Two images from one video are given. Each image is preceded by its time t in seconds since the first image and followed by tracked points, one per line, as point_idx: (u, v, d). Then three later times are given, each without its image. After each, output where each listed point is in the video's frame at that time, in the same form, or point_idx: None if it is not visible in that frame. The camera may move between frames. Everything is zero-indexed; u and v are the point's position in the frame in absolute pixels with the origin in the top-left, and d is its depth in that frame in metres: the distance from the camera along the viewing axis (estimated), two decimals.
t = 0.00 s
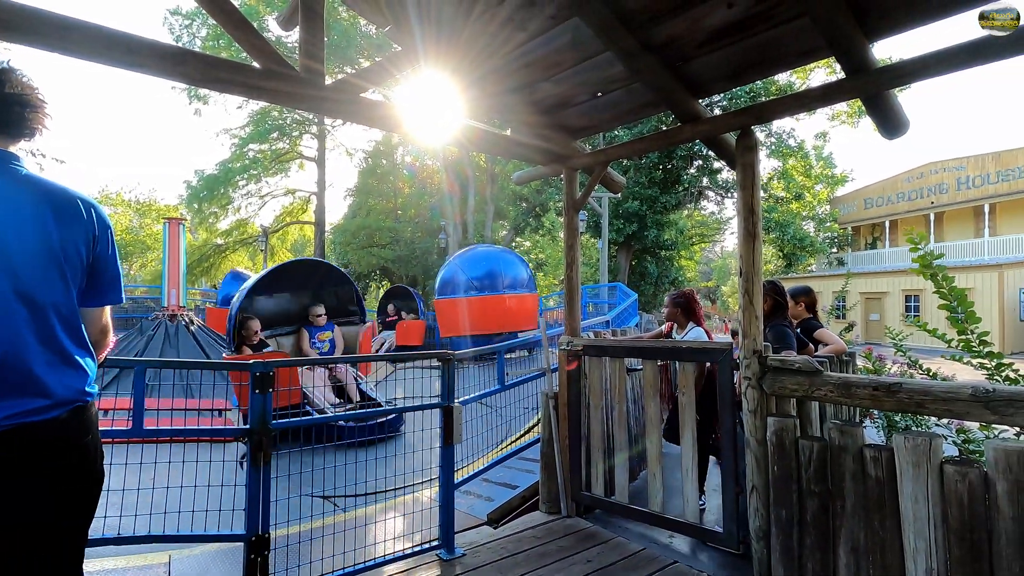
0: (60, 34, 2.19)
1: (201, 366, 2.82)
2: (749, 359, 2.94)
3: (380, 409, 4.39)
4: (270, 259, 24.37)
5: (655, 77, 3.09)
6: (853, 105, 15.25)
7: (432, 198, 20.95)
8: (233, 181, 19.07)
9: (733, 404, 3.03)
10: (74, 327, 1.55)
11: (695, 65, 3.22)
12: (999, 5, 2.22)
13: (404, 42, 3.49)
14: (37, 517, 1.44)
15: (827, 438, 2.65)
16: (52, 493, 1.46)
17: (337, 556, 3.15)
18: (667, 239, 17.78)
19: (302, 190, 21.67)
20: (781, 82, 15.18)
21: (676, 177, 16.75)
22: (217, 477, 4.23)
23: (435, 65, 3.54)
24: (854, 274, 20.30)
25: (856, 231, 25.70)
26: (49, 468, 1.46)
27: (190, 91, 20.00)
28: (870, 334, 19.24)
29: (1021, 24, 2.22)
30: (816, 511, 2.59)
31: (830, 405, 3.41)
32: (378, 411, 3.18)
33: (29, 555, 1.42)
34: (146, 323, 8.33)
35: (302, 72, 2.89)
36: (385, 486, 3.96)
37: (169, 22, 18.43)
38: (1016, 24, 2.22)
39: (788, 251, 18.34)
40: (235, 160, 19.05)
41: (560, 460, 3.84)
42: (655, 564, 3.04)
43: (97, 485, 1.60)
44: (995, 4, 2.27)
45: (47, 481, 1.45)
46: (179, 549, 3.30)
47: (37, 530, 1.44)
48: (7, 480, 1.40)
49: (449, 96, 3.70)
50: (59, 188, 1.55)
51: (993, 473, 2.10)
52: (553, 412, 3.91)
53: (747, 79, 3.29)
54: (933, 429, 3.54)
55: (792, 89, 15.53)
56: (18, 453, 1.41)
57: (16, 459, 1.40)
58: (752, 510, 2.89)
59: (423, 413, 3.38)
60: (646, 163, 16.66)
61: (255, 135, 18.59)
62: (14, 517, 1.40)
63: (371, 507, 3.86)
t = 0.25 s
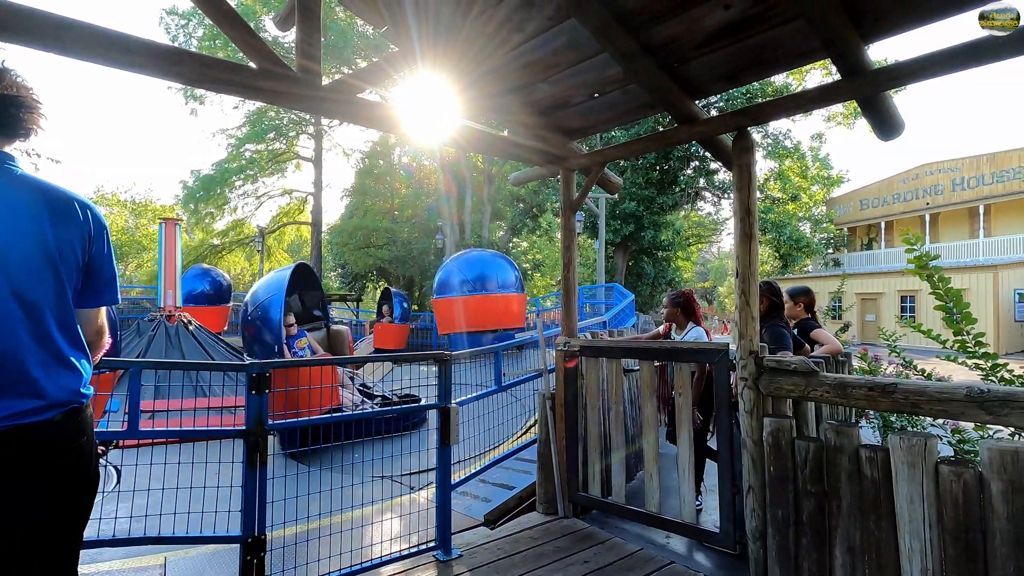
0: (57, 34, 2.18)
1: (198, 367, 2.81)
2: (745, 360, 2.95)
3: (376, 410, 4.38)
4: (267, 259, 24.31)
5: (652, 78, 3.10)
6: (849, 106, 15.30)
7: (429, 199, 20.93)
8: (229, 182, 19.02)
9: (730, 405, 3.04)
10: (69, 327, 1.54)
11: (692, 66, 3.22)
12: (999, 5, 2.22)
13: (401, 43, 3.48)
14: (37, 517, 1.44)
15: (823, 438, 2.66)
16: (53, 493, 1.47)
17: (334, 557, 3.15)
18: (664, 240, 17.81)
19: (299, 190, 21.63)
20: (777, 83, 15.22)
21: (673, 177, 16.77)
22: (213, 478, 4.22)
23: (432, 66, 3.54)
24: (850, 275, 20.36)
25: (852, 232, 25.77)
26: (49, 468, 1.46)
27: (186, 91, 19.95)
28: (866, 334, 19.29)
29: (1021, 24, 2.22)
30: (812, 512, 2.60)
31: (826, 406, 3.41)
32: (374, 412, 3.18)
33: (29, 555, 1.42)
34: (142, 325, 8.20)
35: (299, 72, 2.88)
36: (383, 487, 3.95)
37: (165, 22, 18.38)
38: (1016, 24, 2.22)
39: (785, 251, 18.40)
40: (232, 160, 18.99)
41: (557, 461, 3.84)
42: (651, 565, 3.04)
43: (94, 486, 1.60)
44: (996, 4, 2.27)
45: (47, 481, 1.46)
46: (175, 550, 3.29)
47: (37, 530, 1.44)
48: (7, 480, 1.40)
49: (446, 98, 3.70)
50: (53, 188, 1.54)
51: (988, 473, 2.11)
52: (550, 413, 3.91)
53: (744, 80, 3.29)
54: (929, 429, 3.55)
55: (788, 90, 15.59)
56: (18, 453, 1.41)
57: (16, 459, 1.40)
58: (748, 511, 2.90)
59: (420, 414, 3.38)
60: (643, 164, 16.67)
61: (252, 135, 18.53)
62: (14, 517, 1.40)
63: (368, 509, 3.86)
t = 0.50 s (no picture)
0: (55, 34, 2.18)
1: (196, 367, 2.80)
2: (744, 360, 2.95)
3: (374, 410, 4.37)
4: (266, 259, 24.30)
5: (650, 79, 3.10)
6: (848, 107, 15.33)
7: (427, 199, 20.93)
8: (228, 182, 19.00)
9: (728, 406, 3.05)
10: (67, 326, 1.54)
11: (691, 67, 3.22)
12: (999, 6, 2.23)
13: (399, 42, 3.47)
14: (37, 517, 1.44)
15: (822, 438, 2.66)
16: (53, 493, 1.46)
17: (332, 557, 3.15)
18: (662, 240, 17.83)
19: (297, 190, 21.62)
20: (776, 84, 15.25)
21: (671, 178, 16.79)
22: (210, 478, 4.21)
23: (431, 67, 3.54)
24: (848, 275, 20.40)
25: (850, 232, 25.81)
26: (49, 468, 1.45)
27: (184, 90, 19.93)
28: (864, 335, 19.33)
29: (1020, 24, 2.24)
30: (811, 512, 2.60)
31: (825, 406, 3.42)
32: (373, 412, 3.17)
33: (29, 555, 1.42)
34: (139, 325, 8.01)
35: (298, 72, 2.88)
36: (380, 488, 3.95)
37: (164, 22, 18.35)
38: (1016, 24, 2.24)
39: (783, 251, 18.44)
40: (230, 160, 18.96)
41: (556, 461, 3.84)
42: (650, 564, 3.05)
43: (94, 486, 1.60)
44: (996, 4, 2.28)
45: (47, 481, 1.45)
46: (173, 550, 3.28)
47: (37, 530, 1.44)
48: (7, 480, 1.40)
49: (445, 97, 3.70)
50: (50, 186, 1.54)
51: (986, 473, 2.11)
52: (548, 413, 3.91)
53: (743, 81, 3.30)
54: (928, 429, 3.56)
55: (786, 91, 15.63)
56: (18, 452, 1.40)
57: (16, 458, 1.40)
58: (747, 511, 2.90)
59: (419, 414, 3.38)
60: (642, 164, 16.68)
61: (250, 135, 18.51)
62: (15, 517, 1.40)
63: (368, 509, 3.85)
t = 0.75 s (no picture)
0: (55, 34, 2.18)
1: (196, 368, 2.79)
2: (744, 361, 2.95)
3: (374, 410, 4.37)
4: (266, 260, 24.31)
5: (651, 79, 3.10)
6: (848, 107, 15.33)
7: (427, 199, 20.93)
8: (228, 182, 19.02)
9: (729, 406, 3.04)
10: (67, 326, 1.54)
11: (691, 67, 3.22)
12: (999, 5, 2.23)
13: (400, 43, 3.48)
14: (38, 517, 1.44)
15: (822, 438, 2.66)
16: (52, 493, 1.46)
17: (332, 558, 3.14)
18: (663, 240, 17.82)
19: (298, 191, 21.64)
20: (776, 84, 15.25)
21: (672, 178, 16.79)
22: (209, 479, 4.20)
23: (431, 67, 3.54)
24: (849, 275, 20.38)
25: (851, 233, 25.80)
26: (49, 468, 1.45)
27: (185, 91, 19.95)
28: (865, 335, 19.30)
29: (1020, 25, 2.24)
30: (811, 512, 2.60)
31: (825, 407, 3.41)
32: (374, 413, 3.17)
33: (28, 555, 1.42)
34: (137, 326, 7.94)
35: (298, 72, 2.89)
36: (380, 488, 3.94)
37: (165, 22, 18.38)
38: (1016, 24, 2.24)
39: (784, 252, 18.44)
40: (231, 161, 18.98)
41: (557, 462, 3.83)
42: (651, 565, 3.05)
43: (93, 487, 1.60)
44: (996, 4, 2.28)
45: (47, 481, 1.45)
46: (172, 551, 3.28)
47: (37, 530, 1.44)
48: (7, 480, 1.39)
49: (445, 98, 3.70)
50: (49, 186, 1.54)
51: (987, 473, 2.11)
52: (549, 414, 3.91)
53: (743, 81, 3.30)
54: (929, 430, 3.55)
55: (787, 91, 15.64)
56: (18, 453, 1.40)
57: (16, 459, 1.40)
58: (747, 511, 2.90)
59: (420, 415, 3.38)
60: (642, 164, 16.68)
61: (251, 135, 18.52)
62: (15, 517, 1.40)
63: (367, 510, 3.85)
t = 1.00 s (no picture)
0: (57, 33, 2.18)
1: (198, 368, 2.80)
2: (746, 361, 2.95)
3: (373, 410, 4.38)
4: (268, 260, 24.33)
5: (652, 79, 3.10)
6: (850, 107, 15.31)
7: (429, 200, 20.94)
8: (230, 183, 19.04)
9: (731, 406, 3.04)
10: (68, 326, 1.54)
11: (693, 67, 3.22)
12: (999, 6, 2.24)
13: (401, 43, 3.48)
14: (38, 517, 1.44)
15: (824, 438, 2.65)
16: (53, 493, 1.47)
17: (334, 558, 3.14)
18: (664, 240, 17.80)
19: (299, 191, 21.66)
20: (778, 84, 15.25)
21: (673, 178, 16.79)
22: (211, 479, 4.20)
23: (433, 67, 3.54)
24: (850, 276, 20.34)
25: (852, 233, 25.76)
26: (49, 468, 1.46)
27: (187, 91, 19.97)
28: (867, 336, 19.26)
29: (1020, 25, 2.25)
30: (813, 513, 2.60)
31: (827, 406, 3.41)
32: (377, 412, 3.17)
33: (29, 555, 1.43)
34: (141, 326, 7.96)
35: (301, 73, 2.89)
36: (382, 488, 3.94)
37: (167, 23, 18.40)
38: (1016, 24, 2.25)
39: (785, 252, 18.43)
40: (232, 161, 19.00)
41: (559, 462, 3.83)
42: (653, 565, 3.05)
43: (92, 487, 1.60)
44: (996, 4, 2.28)
45: (47, 481, 1.46)
46: (175, 551, 3.28)
47: (38, 530, 1.44)
48: (8, 480, 1.40)
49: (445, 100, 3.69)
50: (51, 186, 1.55)
51: (989, 474, 2.11)
52: (551, 414, 3.91)
53: (745, 81, 3.30)
54: (931, 430, 3.54)
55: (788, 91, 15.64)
56: (18, 453, 1.41)
57: (16, 459, 1.40)
58: (749, 511, 2.89)
59: (422, 414, 3.38)
60: (644, 164, 16.67)
61: (253, 135, 18.54)
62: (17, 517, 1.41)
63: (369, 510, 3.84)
